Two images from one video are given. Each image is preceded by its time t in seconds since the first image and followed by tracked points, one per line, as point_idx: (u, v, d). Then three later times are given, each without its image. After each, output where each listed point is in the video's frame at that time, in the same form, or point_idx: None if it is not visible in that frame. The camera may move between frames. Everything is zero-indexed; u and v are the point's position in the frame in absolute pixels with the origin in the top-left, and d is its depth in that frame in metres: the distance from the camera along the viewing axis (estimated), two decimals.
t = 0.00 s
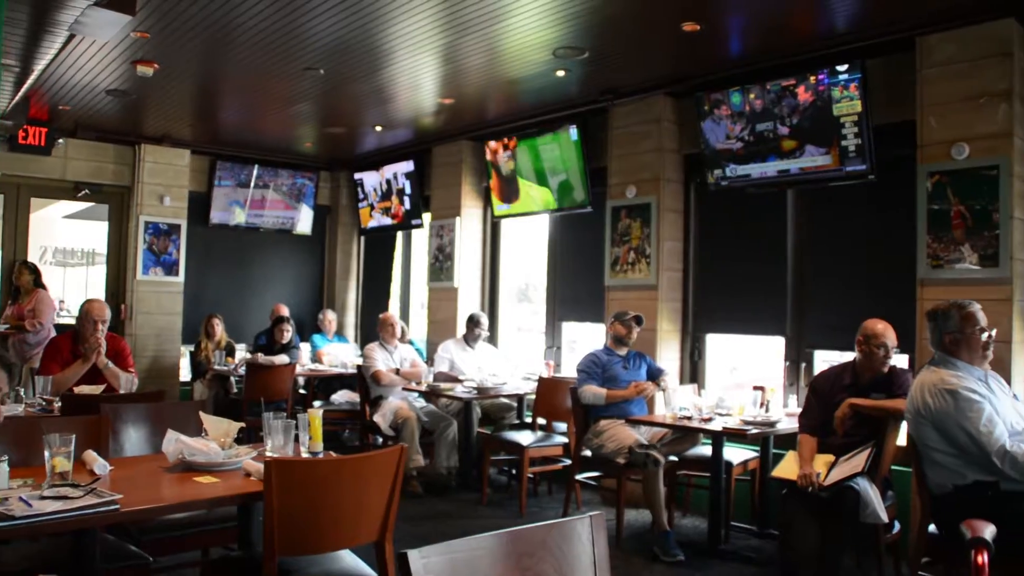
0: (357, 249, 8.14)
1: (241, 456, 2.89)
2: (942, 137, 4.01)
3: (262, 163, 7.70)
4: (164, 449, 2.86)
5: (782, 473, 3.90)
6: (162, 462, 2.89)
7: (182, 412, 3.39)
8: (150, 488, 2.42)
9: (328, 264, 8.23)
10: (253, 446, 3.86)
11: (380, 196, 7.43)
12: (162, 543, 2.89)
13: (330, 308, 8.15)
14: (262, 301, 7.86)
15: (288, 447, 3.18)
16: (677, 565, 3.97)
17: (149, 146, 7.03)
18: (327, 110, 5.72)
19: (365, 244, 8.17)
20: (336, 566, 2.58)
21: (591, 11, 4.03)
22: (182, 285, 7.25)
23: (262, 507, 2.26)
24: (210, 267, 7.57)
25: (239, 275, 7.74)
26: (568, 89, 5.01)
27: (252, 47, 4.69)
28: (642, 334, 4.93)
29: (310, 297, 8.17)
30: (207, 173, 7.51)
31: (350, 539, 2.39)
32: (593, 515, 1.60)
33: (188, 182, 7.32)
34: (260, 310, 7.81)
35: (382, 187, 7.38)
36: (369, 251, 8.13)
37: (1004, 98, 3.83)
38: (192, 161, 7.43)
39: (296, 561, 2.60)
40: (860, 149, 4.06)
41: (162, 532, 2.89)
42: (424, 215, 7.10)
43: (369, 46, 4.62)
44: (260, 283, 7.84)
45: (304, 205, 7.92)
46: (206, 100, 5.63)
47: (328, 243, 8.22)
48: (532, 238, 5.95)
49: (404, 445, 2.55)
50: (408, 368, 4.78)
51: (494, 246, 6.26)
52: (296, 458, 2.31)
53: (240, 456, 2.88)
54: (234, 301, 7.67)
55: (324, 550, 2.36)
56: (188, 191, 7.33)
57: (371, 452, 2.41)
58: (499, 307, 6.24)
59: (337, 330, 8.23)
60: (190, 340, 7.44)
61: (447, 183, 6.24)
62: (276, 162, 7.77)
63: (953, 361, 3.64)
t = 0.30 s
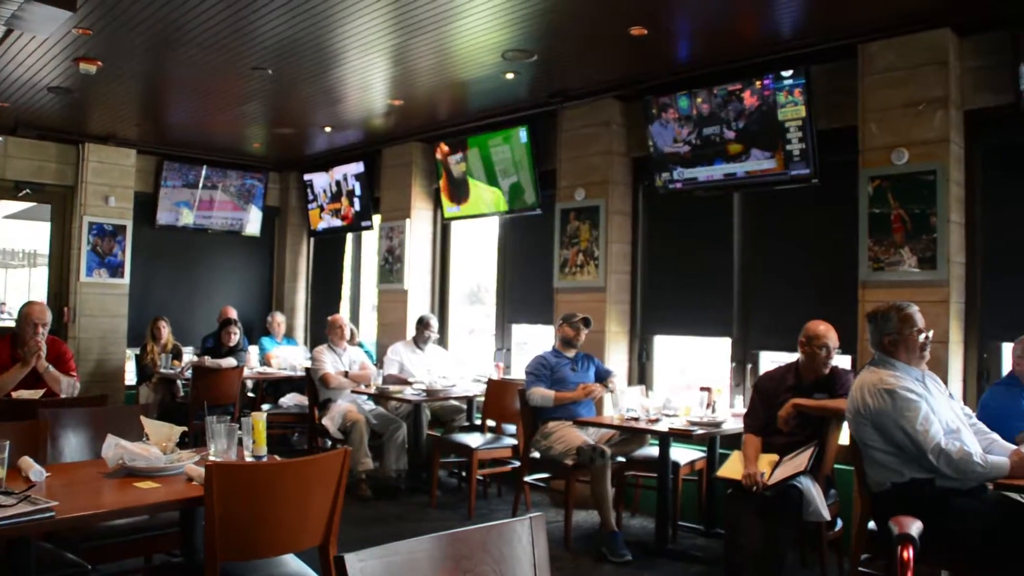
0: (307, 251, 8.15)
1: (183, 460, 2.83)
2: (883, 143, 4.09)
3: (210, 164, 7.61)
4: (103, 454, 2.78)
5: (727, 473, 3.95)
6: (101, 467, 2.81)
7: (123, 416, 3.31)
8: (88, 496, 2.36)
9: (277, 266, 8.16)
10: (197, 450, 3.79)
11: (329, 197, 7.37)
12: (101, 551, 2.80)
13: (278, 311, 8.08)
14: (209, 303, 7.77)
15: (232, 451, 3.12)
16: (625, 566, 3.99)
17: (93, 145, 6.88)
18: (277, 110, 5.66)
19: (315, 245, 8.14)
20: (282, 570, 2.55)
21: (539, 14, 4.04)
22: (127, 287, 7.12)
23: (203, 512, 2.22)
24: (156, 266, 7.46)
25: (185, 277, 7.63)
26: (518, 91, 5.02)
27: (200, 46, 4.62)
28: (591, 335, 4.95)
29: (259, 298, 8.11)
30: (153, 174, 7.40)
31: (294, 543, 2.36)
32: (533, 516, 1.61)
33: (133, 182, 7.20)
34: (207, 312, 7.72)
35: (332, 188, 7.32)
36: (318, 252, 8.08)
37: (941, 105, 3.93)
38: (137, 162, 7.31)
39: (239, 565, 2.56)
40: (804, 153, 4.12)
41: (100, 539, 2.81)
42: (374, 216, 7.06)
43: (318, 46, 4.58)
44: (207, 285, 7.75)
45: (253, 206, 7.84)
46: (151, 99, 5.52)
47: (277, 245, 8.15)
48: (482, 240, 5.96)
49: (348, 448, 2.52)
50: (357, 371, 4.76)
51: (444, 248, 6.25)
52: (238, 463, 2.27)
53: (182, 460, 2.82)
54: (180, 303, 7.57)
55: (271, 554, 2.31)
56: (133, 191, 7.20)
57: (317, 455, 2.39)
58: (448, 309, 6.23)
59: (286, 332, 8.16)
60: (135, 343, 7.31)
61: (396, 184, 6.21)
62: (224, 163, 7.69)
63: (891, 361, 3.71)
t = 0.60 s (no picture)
0: (251, 248, 8.07)
1: (117, 461, 2.77)
2: (821, 143, 4.16)
3: (152, 160, 7.50)
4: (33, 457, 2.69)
5: (668, 469, 3.98)
6: (31, 471, 2.72)
7: (56, 418, 3.23)
8: (14, 500, 2.28)
9: (220, 264, 8.06)
10: (134, 451, 3.71)
11: (273, 194, 7.29)
12: (35, 557, 2.63)
13: (221, 309, 7.99)
14: (151, 301, 7.65)
15: (169, 453, 3.07)
16: (568, 563, 4.01)
17: (29, 139, 6.70)
18: (220, 105, 5.57)
19: (260, 243, 8.06)
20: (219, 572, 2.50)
21: (482, 12, 4.04)
22: (65, 285, 6.95)
23: (135, 514, 2.14)
24: (96, 263, 7.31)
25: (126, 275, 7.49)
26: (463, 89, 5.02)
27: (140, 39, 4.52)
28: (535, 334, 4.97)
29: (202, 297, 8.01)
30: (92, 170, 7.26)
31: (232, 545, 2.29)
32: (467, 514, 1.58)
33: (71, 178, 7.03)
34: (148, 310, 7.60)
35: (276, 185, 7.25)
36: (263, 250, 8.00)
37: (877, 107, 4.01)
38: (75, 157, 7.15)
39: (174, 569, 2.49)
40: (745, 154, 4.18)
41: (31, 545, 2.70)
42: (318, 214, 7.00)
43: (261, 40, 4.52)
44: (148, 284, 7.63)
45: (196, 203, 7.77)
46: (88, 92, 5.40)
47: (220, 242, 8.06)
48: (427, 238, 5.98)
49: (286, 446, 2.45)
50: (300, 369, 4.73)
51: (389, 246, 6.24)
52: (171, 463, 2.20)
53: (116, 461, 2.76)
54: (120, 302, 7.43)
55: (215, 554, 2.25)
56: (71, 187, 7.04)
57: (256, 454, 2.32)
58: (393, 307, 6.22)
59: (230, 330, 8.07)
60: (73, 343, 7.14)
61: (340, 182, 6.17)
62: (167, 159, 7.60)
63: (827, 358, 3.77)
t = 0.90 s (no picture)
0: (185, 249, 7.94)
1: (36, 468, 2.64)
2: (751, 147, 4.22)
3: (81, 158, 7.34)
4: None
5: (600, 470, 4.03)
6: None
7: None
8: None
9: (153, 265, 7.91)
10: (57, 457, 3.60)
11: (207, 195, 7.18)
12: None
13: (154, 311, 7.84)
14: (80, 303, 7.47)
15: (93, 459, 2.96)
16: (503, 564, 4.02)
17: None
18: (152, 102, 5.46)
19: (194, 244, 7.93)
20: None
21: (416, 14, 4.03)
22: None
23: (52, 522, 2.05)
24: (22, 264, 7.11)
25: (54, 277, 7.30)
26: (399, 90, 5.00)
27: (68, 33, 4.40)
28: (470, 336, 4.98)
29: (134, 298, 7.84)
30: (18, 168, 7.06)
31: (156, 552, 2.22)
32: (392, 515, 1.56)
33: None
34: (77, 313, 7.42)
35: (210, 185, 7.14)
36: (197, 251, 7.88)
37: (806, 112, 4.09)
38: None
39: None
40: (678, 157, 4.23)
41: None
42: (253, 214, 6.92)
43: (193, 37, 4.44)
44: (77, 286, 7.44)
45: (128, 203, 7.62)
46: (13, 88, 5.24)
47: (152, 243, 7.90)
48: (362, 240, 5.96)
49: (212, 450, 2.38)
50: (234, 372, 4.69)
51: (325, 247, 6.18)
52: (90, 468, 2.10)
53: (34, 469, 2.63)
54: (48, 304, 7.24)
55: (129, 564, 2.16)
56: None
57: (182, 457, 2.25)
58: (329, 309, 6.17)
59: (162, 333, 7.91)
60: None
61: (275, 182, 6.10)
62: (98, 158, 7.45)
63: (756, 358, 3.82)
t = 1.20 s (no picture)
0: (105, 252, 7.74)
1: None
2: (675, 158, 4.28)
3: None
4: None
5: (522, 476, 4.07)
6: None
7: None
8: None
9: (70, 268, 7.68)
10: None
11: (128, 196, 7.01)
12: None
13: (71, 315, 7.61)
14: None
15: None
16: (426, 570, 4.00)
17: None
18: (71, 99, 5.31)
19: (114, 246, 7.74)
20: None
21: (342, 18, 4.01)
22: None
23: None
24: None
25: None
26: (327, 94, 4.97)
27: None
28: (394, 342, 4.96)
29: (50, 302, 7.60)
30: None
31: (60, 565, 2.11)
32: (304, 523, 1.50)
33: None
34: None
35: (131, 186, 6.98)
36: (117, 254, 7.68)
37: (728, 125, 4.17)
38: None
39: None
40: (603, 166, 4.29)
41: None
42: (177, 217, 6.79)
43: (114, 34, 4.33)
44: None
45: (46, 203, 7.41)
46: None
47: (71, 245, 7.68)
48: (288, 244, 5.90)
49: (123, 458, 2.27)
50: (153, 377, 4.60)
51: (250, 251, 6.11)
52: None
53: None
54: None
55: None
56: None
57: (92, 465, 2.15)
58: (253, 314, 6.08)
59: (80, 338, 7.69)
60: None
61: (200, 185, 6.01)
62: (14, 156, 7.24)
63: (675, 365, 3.87)
